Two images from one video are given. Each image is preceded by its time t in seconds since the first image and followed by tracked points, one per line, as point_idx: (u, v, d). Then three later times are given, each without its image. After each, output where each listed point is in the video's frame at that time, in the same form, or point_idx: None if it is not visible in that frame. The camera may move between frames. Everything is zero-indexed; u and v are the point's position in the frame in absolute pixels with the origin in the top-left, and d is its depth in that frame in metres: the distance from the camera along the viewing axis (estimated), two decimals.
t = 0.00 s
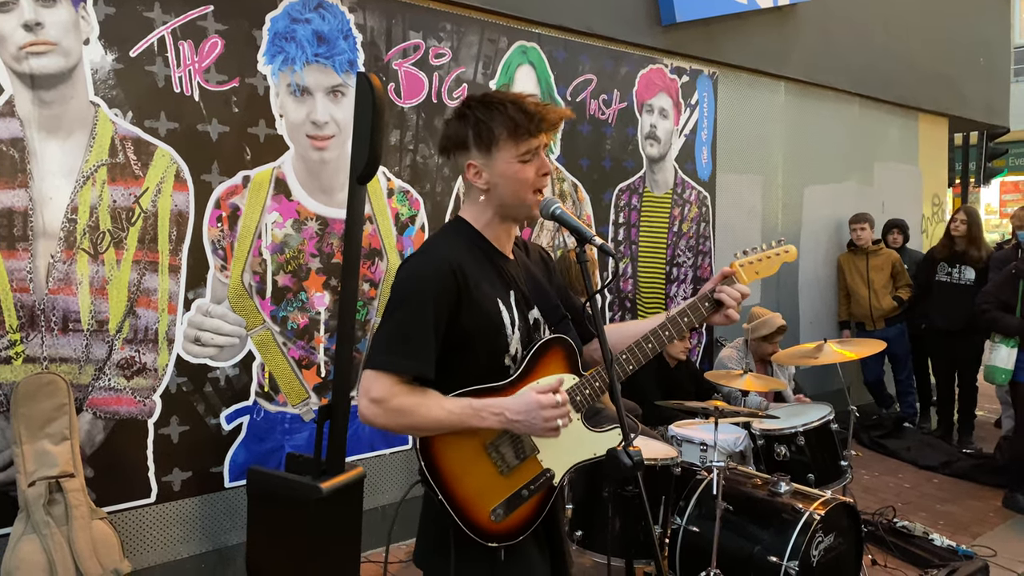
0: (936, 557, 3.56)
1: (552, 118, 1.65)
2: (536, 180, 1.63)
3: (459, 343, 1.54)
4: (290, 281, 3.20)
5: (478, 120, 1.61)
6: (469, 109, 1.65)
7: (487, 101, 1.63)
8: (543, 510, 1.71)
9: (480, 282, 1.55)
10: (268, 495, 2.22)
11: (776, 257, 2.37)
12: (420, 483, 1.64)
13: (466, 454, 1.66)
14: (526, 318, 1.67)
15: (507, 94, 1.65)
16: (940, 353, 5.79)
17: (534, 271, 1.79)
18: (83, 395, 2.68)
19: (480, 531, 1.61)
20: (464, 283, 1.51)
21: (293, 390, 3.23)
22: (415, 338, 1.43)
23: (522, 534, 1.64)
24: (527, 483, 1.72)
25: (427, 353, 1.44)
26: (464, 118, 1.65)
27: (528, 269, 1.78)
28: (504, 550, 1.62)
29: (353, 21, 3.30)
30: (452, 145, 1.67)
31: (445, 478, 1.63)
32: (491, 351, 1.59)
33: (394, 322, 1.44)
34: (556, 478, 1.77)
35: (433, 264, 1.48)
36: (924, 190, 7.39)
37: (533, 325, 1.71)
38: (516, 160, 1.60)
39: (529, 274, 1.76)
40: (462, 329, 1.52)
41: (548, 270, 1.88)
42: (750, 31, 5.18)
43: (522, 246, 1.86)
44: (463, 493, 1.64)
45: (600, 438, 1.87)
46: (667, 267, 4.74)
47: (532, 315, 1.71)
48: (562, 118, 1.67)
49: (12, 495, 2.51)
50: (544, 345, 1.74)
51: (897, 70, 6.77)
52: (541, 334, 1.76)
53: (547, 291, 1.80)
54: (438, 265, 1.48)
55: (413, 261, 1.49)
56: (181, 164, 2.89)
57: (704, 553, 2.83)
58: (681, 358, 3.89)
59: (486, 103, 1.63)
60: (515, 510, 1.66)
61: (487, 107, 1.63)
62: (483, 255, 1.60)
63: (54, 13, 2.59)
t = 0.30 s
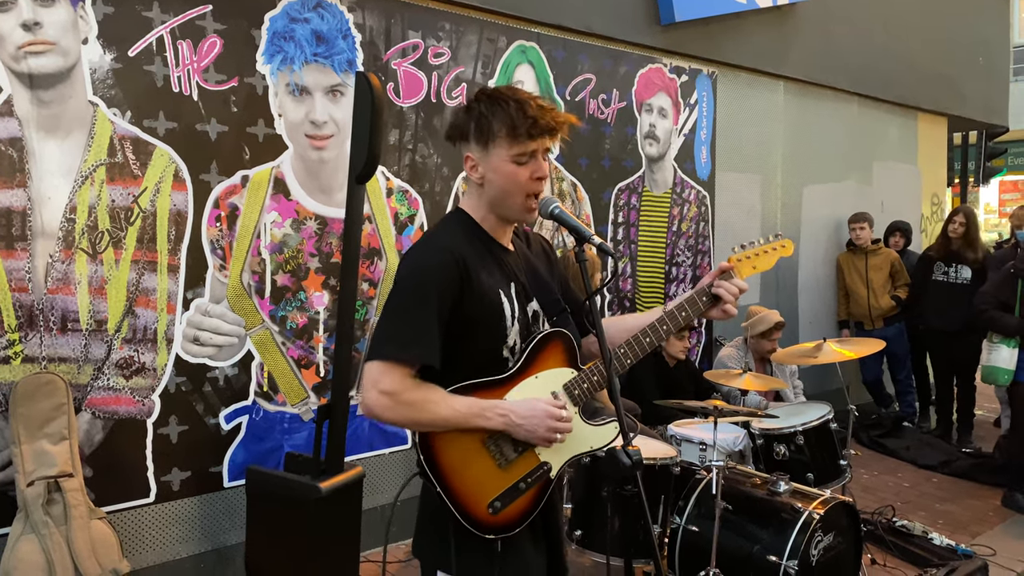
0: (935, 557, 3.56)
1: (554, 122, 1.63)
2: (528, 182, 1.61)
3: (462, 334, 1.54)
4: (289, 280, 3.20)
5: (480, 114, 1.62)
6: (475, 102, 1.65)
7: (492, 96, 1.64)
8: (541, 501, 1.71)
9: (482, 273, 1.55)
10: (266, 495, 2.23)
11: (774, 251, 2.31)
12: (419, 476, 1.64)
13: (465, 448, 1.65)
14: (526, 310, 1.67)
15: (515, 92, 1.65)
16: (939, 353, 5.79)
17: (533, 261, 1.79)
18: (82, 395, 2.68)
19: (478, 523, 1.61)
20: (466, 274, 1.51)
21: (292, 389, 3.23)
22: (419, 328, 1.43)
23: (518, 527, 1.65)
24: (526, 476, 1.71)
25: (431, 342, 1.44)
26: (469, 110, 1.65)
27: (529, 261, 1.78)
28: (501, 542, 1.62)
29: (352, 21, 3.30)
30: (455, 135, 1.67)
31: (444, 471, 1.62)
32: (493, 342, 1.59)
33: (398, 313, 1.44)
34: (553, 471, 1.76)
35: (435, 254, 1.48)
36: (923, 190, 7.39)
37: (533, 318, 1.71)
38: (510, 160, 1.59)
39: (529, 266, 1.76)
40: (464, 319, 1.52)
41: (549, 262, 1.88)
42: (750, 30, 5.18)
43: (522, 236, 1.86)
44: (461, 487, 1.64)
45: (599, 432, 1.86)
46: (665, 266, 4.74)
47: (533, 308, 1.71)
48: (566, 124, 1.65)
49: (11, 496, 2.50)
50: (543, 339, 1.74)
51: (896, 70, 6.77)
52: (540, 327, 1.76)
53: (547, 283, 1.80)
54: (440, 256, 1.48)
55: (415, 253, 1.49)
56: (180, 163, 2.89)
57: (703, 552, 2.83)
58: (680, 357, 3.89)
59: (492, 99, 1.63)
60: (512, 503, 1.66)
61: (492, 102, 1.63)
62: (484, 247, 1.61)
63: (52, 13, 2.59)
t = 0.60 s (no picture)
0: (934, 556, 3.56)
1: (568, 131, 1.64)
2: (533, 187, 1.62)
3: (454, 340, 1.55)
4: (289, 280, 3.20)
5: (495, 113, 1.61)
6: (491, 99, 1.65)
7: (509, 98, 1.64)
8: (538, 505, 1.71)
9: (474, 278, 1.56)
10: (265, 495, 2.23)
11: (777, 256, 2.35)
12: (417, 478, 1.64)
13: (462, 451, 1.65)
14: (523, 313, 1.67)
15: (529, 96, 1.66)
16: (937, 352, 5.80)
17: (531, 263, 1.78)
18: (82, 395, 2.68)
19: (474, 526, 1.62)
20: (457, 280, 1.52)
21: (291, 390, 3.23)
22: (408, 337, 1.44)
23: (516, 530, 1.65)
24: (523, 479, 1.70)
25: (421, 351, 1.45)
26: (482, 106, 1.64)
27: (527, 262, 1.78)
28: (497, 545, 1.62)
29: (351, 21, 3.30)
30: (466, 130, 1.66)
31: (441, 473, 1.63)
32: (487, 347, 1.60)
33: (387, 321, 1.44)
34: (550, 475, 1.75)
35: (425, 261, 1.48)
36: (922, 189, 7.40)
37: (532, 320, 1.70)
38: (520, 163, 1.60)
39: (528, 267, 1.76)
40: (455, 325, 1.53)
41: (549, 263, 1.87)
42: (748, 30, 5.18)
43: (521, 236, 1.85)
44: (459, 489, 1.64)
45: (596, 437, 1.87)
46: (664, 266, 4.74)
47: (531, 311, 1.70)
48: (578, 135, 1.67)
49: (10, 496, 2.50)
50: (543, 341, 1.74)
51: (895, 69, 6.77)
52: (540, 329, 1.75)
53: (546, 285, 1.79)
54: (430, 263, 1.48)
55: (406, 259, 1.50)
56: (179, 163, 2.89)
57: (702, 550, 2.84)
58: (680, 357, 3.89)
59: (508, 100, 1.64)
60: (509, 506, 1.66)
61: (508, 103, 1.63)
62: (477, 251, 1.61)
63: (51, 13, 2.59)
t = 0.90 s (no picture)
0: (933, 556, 3.57)
1: (569, 129, 1.68)
2: (536, 185, 1.64)
3: (446, 345, 1.55)
4: (287, 280, 3.20)
5: (498, 111, 1.62)
6: (490, 98, 1.65)
7: (509, 96, 1.65)
8: (534, 511, 1.72)
9: (467, 283, 1.55)
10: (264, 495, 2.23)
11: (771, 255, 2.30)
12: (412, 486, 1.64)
13: (457, 457, 1.65)
14: (516, 317, 1.67)
15: (528, 95, 1.68)
16: (936, 352, 5.80)
17: (524, 266, 1.79)
18: (81, 395, 2.68)
19: (471, 534, 1.62)
20: (450, 286, 1.51)
21: (291, 390, 3.23)
22: (401, 343, 1.43)
23: (512, 538, 1.65)
24: (519, 485, 1.71)
25: (414, 358, 1.44)
26: (483, 105, 1.64)
27: (519, 265, 1.78)
28: (494, 553, 1.62)
29: (350, 21, 3.30)
30: (466, 128, 1.65)
31: (437, 481, 1.63)
32: (480, 352, 1.60)
33: (380, 328, 1.44)
34: (547, 481, 1.77)
35: (419, 267, 1.47)
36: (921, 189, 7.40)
37: (525, 324, 1.72)
38: (524, 161, 1.61)
39: (520, 270, 1.76)
40: (448, 331, 1.53)
41: (541, 265, 1.88)
42: (748, 30, 5.18)
43: (513, 240, 1.86)
44: (455, 496, 1.64)
45: (592, 440, 1.87)
46: (664, 266, 4.74)
47: (524, 314, 1.71)
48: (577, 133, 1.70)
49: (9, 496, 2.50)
50: (537, 345, 1.75)
51: (894, 69, 6.77)
52: (533, 333, 1.76)
53: (539, 287, 1.80)
54: (423, 269, 1.47)
55: (399, 264, 1.49)
56: (178, 163, 2.88)
57: (700, 550, 2.84)
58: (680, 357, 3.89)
59: (509, 99, 1.65)
60: (505, 514, 1.67)
61: (509, 101, 1.64)
62: (470, 256, 1.60)
63: (50, 13, 2.59)
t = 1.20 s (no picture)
0: (933, 556, 3.57)
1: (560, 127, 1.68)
2: (534, 186, 1.66)
3: (450, 361, 1.55)
4: (287, 281, 3.20)
5: (491, 116, 1.62)
6: (480, 105, 1.65)
7: (499, 101, 1.64)
8: (542, 519, 1.72)
9: (468, 297, 1.55)
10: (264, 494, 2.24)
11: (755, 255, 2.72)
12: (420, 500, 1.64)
13: (466, 471, 1.65)
14: (516, 326, 1.68)
15: (518, 98, 1.67)
16: (936, 352, 5.81)
17: (519, 274, 1.80)
18: (81, 395, 2.68)
19: (481, 546, 1.63)
20: (452, 301, 1.51)
21: (291, 390, 3.23)
22: (408, 362, 1.42)
23: (522, 547, 1.67)
24: (527, 494, 1.71)
25: (421, 376, 1.44)
26: (474, 112, 1.64)
27: (515, 275, 1.79)
28: (505, 562, 1.65)
29: (350, 21, 3.30)
30: (457, 137, 1.65)
31: (446, 497, 1.62)
32: (483, 365, 1.60)
33: (385, 349, 1.43)
34: (554, 488, 1.76)
35: (421, 284, 1.47)
36: (921, 189, 7.41)
37: (523, 332, 1.72)
38: (522, 162, 1.62)
39: (515, 278, 1.78)
40: (452, 346, 1.52)
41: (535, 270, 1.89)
42: (748, 30, 5.19)
43: (508, 247, 1.87)
44: (464, 509, 1.64)
45: (596, 444, 1.87)
46: (664, 266, 4.74)
47: (522, 323, 1.72)
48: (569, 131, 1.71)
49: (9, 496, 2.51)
50: (538, 354, 1.75)
51: (894, 69, 6.78)
52: (532, 342, 1.76)
53: (534, 293, 1.81)
54: (425, 285, 1.47)
55: (400, 281, 1.48)
56: (177, 164, 2.89)
57: (700, 550, 2.84)
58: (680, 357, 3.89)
59: (499, 104, 1.64)
60: (514, 524, 1.67)
61: (500, 105, 1.64)
62: (469, 268, 1.60)
63: (50, 14, 2.59)
